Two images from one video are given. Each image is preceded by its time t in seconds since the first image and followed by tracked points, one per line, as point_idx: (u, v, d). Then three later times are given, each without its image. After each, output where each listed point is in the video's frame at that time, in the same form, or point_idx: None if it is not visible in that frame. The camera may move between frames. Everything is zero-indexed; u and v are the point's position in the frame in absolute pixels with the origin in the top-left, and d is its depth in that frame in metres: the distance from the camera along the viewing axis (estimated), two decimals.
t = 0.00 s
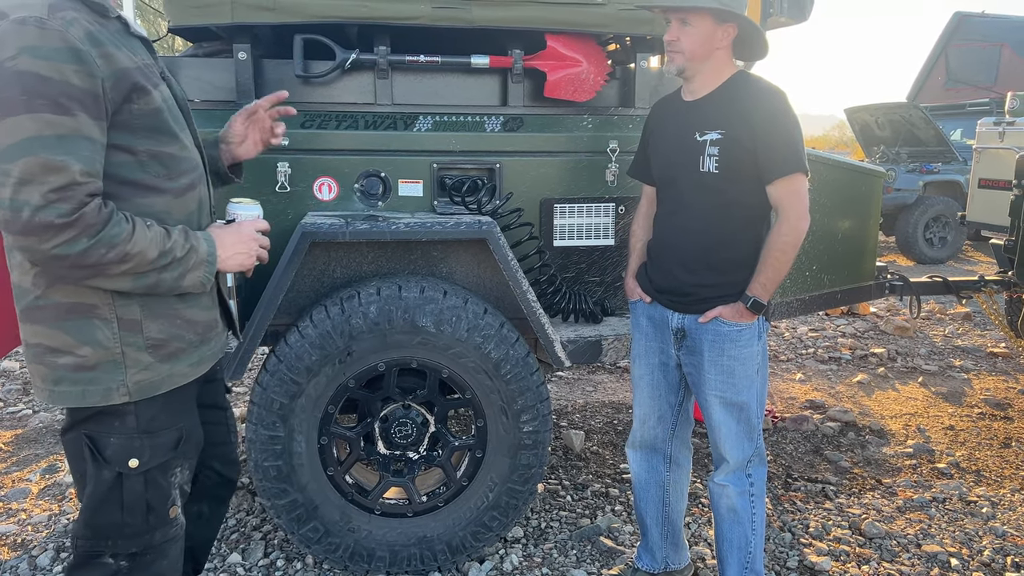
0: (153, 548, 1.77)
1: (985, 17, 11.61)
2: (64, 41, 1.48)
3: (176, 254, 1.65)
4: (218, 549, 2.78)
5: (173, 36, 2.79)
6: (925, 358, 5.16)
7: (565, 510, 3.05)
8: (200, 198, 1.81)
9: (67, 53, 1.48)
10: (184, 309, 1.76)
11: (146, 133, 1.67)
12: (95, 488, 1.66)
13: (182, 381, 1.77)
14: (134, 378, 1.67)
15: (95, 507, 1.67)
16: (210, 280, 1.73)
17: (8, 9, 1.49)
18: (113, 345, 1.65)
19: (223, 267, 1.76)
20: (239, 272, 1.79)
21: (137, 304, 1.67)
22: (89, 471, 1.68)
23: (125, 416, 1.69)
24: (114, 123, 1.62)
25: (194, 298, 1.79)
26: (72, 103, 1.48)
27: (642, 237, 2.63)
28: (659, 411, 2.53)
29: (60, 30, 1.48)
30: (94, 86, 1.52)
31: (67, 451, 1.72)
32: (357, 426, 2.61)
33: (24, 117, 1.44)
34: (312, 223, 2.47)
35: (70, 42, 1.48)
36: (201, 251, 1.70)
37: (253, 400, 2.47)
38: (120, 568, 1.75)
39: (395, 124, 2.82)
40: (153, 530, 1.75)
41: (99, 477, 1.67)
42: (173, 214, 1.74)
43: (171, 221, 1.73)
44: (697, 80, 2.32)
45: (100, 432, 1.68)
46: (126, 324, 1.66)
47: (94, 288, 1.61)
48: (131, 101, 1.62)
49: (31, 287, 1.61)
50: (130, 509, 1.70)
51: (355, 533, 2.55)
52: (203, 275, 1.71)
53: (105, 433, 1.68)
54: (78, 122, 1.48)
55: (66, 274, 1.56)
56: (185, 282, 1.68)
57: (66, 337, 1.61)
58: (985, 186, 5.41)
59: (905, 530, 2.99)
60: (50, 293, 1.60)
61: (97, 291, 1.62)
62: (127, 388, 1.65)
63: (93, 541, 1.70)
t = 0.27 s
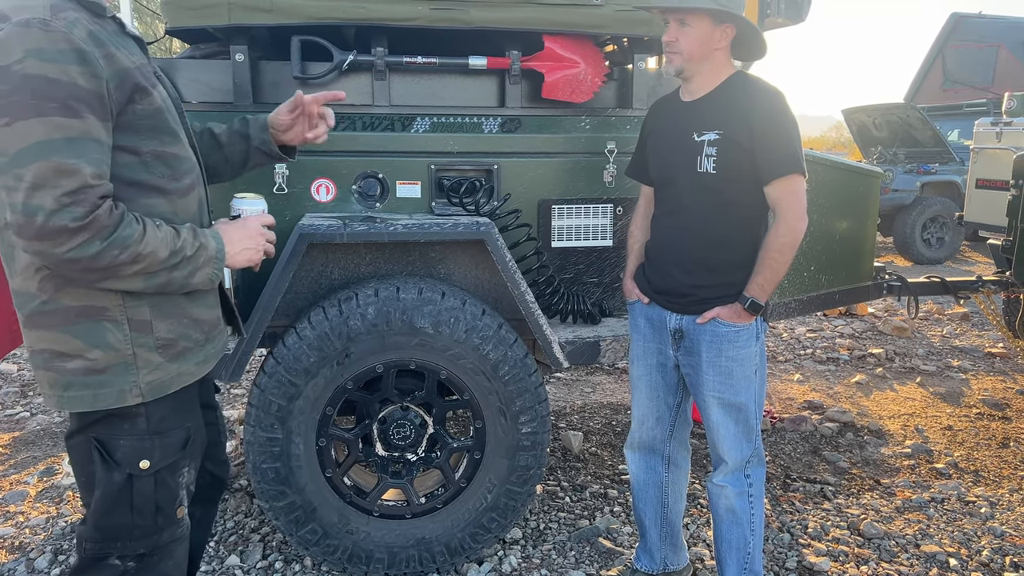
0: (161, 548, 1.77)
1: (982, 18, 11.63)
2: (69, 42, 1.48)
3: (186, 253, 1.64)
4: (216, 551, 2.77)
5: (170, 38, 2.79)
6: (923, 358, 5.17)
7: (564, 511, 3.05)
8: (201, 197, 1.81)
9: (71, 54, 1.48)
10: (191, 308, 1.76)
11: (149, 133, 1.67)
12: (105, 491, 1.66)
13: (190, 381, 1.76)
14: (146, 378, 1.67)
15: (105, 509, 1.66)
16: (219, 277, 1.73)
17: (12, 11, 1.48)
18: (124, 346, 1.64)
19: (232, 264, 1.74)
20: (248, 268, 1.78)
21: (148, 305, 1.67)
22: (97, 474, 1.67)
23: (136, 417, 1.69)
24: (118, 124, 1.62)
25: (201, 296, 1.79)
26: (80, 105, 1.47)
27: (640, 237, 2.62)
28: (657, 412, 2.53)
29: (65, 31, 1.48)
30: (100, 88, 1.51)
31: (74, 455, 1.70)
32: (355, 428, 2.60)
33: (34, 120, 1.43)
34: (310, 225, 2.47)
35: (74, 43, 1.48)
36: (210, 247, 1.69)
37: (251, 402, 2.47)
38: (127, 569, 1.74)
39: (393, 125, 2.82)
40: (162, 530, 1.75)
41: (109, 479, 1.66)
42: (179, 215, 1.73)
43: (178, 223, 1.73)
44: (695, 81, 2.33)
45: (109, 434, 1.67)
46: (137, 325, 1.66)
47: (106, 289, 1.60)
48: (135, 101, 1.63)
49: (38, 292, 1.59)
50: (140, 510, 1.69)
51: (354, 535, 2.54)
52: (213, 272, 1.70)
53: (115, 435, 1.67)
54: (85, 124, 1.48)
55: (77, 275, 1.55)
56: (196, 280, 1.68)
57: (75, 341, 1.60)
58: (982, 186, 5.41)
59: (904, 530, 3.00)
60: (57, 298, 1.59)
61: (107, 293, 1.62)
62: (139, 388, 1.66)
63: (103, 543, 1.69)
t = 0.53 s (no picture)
0: (150, 554, 1.76)
1: (981, 19, 11.65)
2: (60, 49, 1.48)
3: (173, 263, 1.64)
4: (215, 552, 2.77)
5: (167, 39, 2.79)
6: (922, 359, 5.17)
7: (563, 513, 3.05)
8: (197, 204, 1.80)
9: (62, 60, 1.48)
10: (183, 315, 1.75)
11: (144, 139, 1.66)
12: (91, 496, 1.66)
13: (183, 386, 1.76)
14: (133, 385, 1.66)
15: (91, 514, 1.67)
16: (209, 287, 1.73)
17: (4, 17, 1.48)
18: (112, 352, 1.64)
19: (224, 274, 1.76)
20: (240, 279, 1.79)
21: (136, 312, 1.67)
22: (84, 478, 1.68)
23: (123, 422, 1.68)
24: (111, 130, 1.61)
25: (194, 304, 1.78)
26: (68, 113, 1.47)
27: (638, 238, 2.62)
28: (655, 413, 2.53)
29: (56, 37, 1.48)
30: (91, 94, 1.51)
31: (64, 458, 1.71)
32: (354, 429, 2.60)
33: (18, 128, 1.43)
34: (308, 227, 2.47)
35: (66, 49, 1.48)
36: (199, 258, 1.69)
37: (249, 403, 2.46)
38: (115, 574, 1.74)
39: (391, 126, 2.82)
40: (149, 536, 1.75)
41: (95, 483, 1.66)
42: (170, 220, 1.73)
43: (169, 227, 1.73)
44: (696, 82, 2.33)
45: (96, 439, 1.67)
46: (125, 331, 1.65)
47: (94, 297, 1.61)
48: (128, 107, 1.61)
49: (28, 295, 1.60)
50: (125, 516, 1.69)
51: (353, 536, 2.54)
52: (202, 282, 1.70)
53: (101, 439, 1.67)
54: (73, 131, 1.47)
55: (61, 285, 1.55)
56: (183, 290, 1.68)
57: (64, 345, 1.60)
58: (981, 187, 5.42)
59: (902, 531, 3.00)
60: (47, 301, 1.59)
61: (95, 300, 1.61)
62: (126, 395, 1.65)
63: (89, 548, 1.70)
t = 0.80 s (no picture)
0: (161, 553, 1.76)
1: (980, 20, 11.66)
2: (70, 50, 1.47)
3: (184, 260, 1.64)
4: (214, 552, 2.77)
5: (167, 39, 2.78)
6: (921, 359, 5.17)
7: (561, 513, 3.05)
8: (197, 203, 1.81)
9: (73, 61, 1.47)
10: (188, 313, 1.75)
11: (147, 139, 1.66)
12: (103, 495, 1.66)
13: (189, 385, 1.76)
14: (142, 384, 1.66)
15: (104, 514, 1.66)
16: (216, 284, 1.74)
17: (11, 17, 1.47)
18: (120, 351, 1.63)
19: (229, 270, 1.76)
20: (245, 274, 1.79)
21: (144, 311, 1.66)
22: (95, 478, 1.67)
23: (133, 420, 1.68)
24: (116, 130, 1.61)
25: (198, 303, 1.78)
26: (79, 113, 1.47)
27: (637, 239, 2.62)
28: (654, 414, 2.53)
29: (66, 37, 1.48)
30: (99, 95, 1.51)
31: (72, 458, 1.70)
32: (352, 429, 2.60)
33: (33, 129, 1.42)
34: (308, 227, 2.47)
35: (75, 50, 1.48)
36: (207, 255, 1.70)
37: (248, 403, 2.46)
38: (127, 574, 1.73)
39: (391, 127, 2.82)
40: (161, 534, 1.75)
41: (107, 483, 1.66)
42: (175, 219, 1.73)
43: (174, 226, 1.73)
44: (698, 83, 2.33)
45: (106, 438, 1.67)
46: (134, 330, 1.65)
47: (104, 297, 1.60)
48: (133, 107, 1.62)
49: (33, 297, 1.57)
50: (138, 514, 1.69)
51: (351, 537, 2.54)
52: (210, 279, 1.71)
53: (111, 438, 1.67)
54: (86, 132, 1.47)
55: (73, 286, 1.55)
56: (192, 287, 1.68)
57: (71, 347, 1.58)
58: (980, 188, 5.43)
59: (902, 532, 3.00)
60: (53, 304, 1.58)
61: (104, 300, 1.61)
62: (135, 394, 1.65)
63: (101, 548, 1.69)
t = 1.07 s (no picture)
0: (148, 554, 1.76)
1: (981, 21, 11.66)
2: (50, 48, 1.47)
3: (171, 261, 1.64)
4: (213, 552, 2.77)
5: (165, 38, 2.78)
6: (922, 360, 5.17)
7: (561, 513, 3.05)
8: (194, 204, 1.80)
9: (53, 61, 1.47)
10: (180, 315, 1.75)
11: (140, 139, 1.66)
12: (88, 495, 1.66)
13: (180, 387, 1.76)
14: (129, 386, 1.65)
15: (89, 513, 1.67)
16: (209, 285, 1.73)
17: None
18: (108, 352, 1.63)
19: (223, 270, 1.76)
20: (239, 274, 1.80)
21: (133, 312, 1.66)
22: (82, 477, 1.68)
23: (120, 422, 1.68)
24: (105, 130, 1.61)
25: (193, 304, 1.78)
26: (61, 113, 1.47)
27: (637, 238, 2.62)
28: (654, 413, 2.53)
29: (47, 36, 1.47)
30: (83, 94, 1.50)
31: (63, 457, 1.71)
32: (352, 429, 2.60)
33: (12, 129, 1.43)
34: (308, 226, 2.47)
35: (57, 49, 1.47)
36: (198, 255, 1.69)
37: (248, 403, 2.46)
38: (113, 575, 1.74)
39: (391, 126, 2.82)
40: (147, 536, 1.75)
41: (92, 483, 1.66)
42: (168, 221, 1.73)
43: (167, 228, 1.73)
44: (698, 83, 2.33)
45: (94, 438, 1.66)
46: (122, 332, 1.65)
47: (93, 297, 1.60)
48: (122, 107, 1.61)
49: (27, 294, 1.60)
50: (123, 516, 1.69)
51: (351, 536, 2.54)
52: (202, 279, 1.70)
53: (98, 439, 1.67)
54: (67, 132, 1.47)
55: (60, 286, 1.56)
56: (183, 288, 1.68)
57: (62, 345, 1.59)
58: (981, 188, 5.43)
59: (901, 532, 3.00)
60: (45, 300, 1.59)
61: (93, 300, 1.61)
62: (122, 395, 1.64)
63: (87, 547, 1.70)
